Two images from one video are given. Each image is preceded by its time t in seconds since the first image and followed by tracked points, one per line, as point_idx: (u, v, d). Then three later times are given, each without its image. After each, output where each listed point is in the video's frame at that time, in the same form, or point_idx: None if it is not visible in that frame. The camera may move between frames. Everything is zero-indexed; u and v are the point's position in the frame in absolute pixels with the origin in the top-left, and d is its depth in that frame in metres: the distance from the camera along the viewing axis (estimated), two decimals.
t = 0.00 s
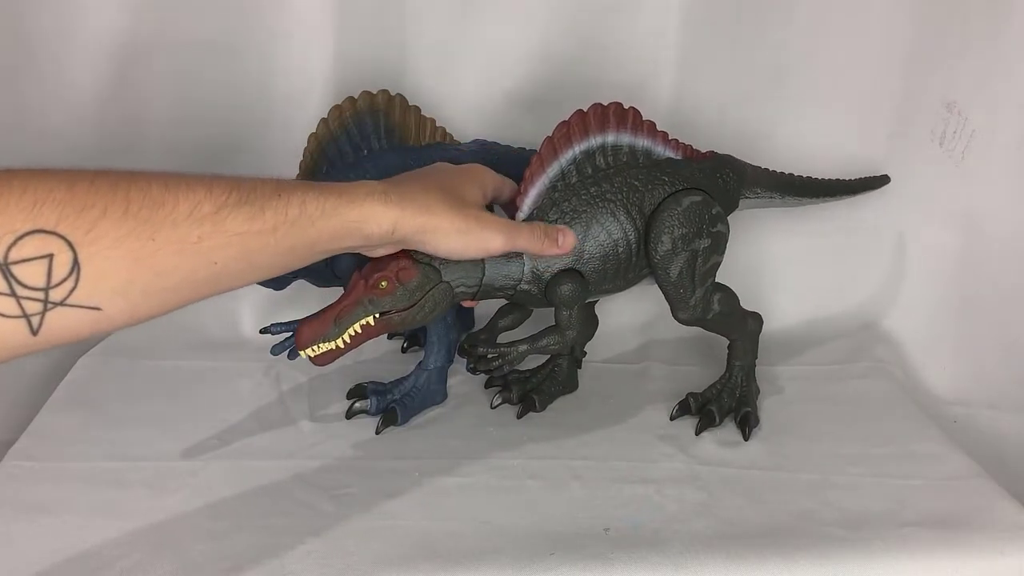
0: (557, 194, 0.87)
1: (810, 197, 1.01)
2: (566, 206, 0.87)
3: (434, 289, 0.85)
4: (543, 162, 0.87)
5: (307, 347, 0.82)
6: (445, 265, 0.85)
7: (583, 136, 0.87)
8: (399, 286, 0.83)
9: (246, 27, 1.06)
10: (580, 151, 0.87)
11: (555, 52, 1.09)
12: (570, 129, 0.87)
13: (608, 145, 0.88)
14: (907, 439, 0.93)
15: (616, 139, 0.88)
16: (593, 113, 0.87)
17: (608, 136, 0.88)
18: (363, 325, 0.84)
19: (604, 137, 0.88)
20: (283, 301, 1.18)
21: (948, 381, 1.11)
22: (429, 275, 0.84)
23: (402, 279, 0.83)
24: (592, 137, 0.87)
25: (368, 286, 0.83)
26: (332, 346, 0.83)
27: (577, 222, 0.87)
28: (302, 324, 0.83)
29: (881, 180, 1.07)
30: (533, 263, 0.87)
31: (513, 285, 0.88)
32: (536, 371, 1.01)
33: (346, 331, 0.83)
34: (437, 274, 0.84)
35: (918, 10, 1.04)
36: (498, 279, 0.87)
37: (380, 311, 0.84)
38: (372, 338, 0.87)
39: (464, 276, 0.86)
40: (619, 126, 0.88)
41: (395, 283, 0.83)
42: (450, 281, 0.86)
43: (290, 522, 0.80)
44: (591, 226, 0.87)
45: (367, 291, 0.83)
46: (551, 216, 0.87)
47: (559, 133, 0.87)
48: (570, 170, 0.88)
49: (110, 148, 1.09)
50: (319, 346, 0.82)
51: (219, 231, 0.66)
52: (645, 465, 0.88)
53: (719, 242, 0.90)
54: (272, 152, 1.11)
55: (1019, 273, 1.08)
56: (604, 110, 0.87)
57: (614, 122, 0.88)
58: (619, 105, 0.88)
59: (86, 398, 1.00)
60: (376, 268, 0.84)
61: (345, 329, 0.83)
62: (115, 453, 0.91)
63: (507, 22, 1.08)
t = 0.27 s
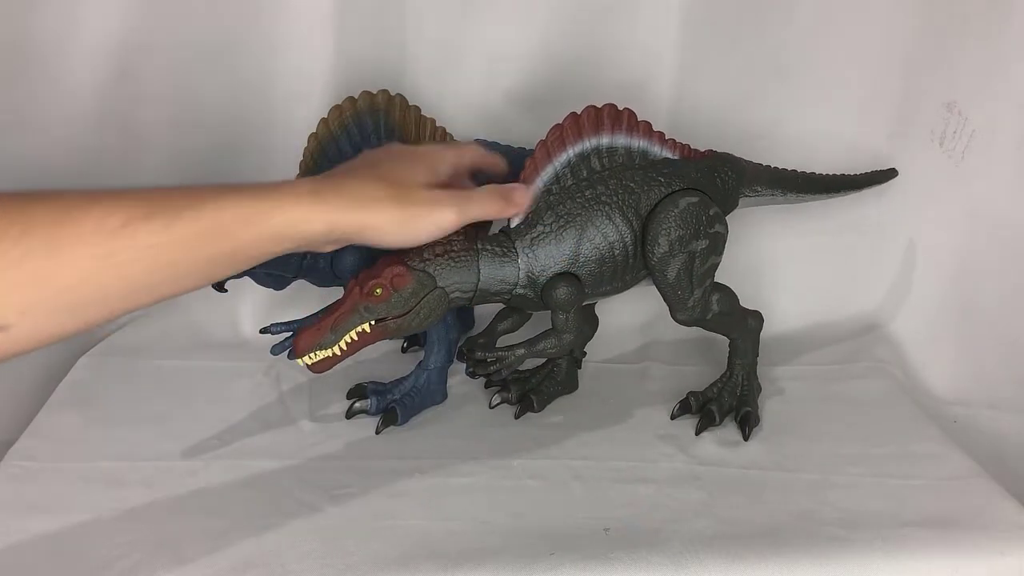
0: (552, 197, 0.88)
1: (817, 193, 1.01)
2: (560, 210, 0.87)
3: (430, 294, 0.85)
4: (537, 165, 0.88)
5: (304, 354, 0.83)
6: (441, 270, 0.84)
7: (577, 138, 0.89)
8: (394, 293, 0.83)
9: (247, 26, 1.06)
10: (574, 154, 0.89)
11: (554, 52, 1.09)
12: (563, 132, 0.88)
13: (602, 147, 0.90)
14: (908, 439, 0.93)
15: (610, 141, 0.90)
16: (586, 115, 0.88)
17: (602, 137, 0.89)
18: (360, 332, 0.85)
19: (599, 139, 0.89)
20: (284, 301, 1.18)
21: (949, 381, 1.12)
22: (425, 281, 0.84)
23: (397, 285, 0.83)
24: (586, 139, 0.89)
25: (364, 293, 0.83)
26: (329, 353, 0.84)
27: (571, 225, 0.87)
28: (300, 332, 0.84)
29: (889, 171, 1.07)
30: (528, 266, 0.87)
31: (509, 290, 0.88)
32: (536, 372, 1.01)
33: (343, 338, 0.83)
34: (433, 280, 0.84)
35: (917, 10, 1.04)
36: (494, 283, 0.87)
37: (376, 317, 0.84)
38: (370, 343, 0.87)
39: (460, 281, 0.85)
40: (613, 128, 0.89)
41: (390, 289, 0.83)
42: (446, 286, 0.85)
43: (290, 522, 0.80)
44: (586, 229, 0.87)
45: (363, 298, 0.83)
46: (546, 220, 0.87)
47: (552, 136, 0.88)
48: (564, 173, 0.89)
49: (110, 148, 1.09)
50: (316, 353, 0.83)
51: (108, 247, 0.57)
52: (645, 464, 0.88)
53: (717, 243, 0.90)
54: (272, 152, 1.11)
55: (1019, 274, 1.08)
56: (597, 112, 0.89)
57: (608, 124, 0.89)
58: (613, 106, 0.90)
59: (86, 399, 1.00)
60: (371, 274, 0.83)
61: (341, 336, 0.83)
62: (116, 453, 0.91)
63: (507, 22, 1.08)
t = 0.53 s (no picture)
0: (552, 198, 0.89)
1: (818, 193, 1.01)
2: (560, 210, 0.88)
3: (430, 295, 0.82)
4: (536, 166, 0.89)
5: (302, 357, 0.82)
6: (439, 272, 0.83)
7: (576, 139, 0.89)
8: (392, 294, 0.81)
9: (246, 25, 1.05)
10: (573, 155, 0.90)
11: (554, 52, 1.09)
12: (562, 133, 0.89)
13: (602, 148, 0.90)
14: (908, 439, 0.93)
15: (609, 142, 0.90)
16: (585, 116, 0.89)
17: (602, 138, 0.90)
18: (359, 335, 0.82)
19: (598, 139, 0.90)
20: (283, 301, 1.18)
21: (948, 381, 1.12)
22: (424, 282, 0.81)
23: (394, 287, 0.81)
24: (585, 140, 0.90)
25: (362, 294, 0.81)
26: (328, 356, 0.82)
27: (571, 225, 0.87)
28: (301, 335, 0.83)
29: (888, 172, 1.07)
30: (527, 267, 0.87)
31: (509, 291, 0.88)
32: (535, 372, 1.02)
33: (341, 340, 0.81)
34: (432, 281, 0.82)
35: (917, 10, 1.04)
36: (493, 284, 0.87)
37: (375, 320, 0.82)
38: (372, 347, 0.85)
39: (459, 282, 0.84)
40: (612, 128, 0.90)
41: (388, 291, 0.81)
42: (445, 287, 0.84)
43: (290, 522, 0.80)
44: (585, 229, 0.87)
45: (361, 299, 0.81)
46: (545, 220, 0.88)
47: (551, 137, 0.89)
48: (563, 174, 0.90)
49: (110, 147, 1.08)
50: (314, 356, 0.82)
51: (79, 394, 0.63)
52: (645, 465, 0.88)
53: (717, 244, 0.90)
54: (273, 152, 1.12)
55: (1018, 273, 1.07)
56: (596, 113, 0.90)
57: (607, 124, 0.90)
58: (613, 107, 0.91)
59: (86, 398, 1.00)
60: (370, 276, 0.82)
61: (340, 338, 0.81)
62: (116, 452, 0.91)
63: (507, 22, 1.08)
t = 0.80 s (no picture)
0: (552, 198, 0.89)
1: (816, 193, 1.01)
2: (560, 210, 0.88)
3: (429, 296, 0.85)
4: (536, 166, 0.90)
5: (304, 355, 0.83)
6: (439, 272, 0.85)
7: (576, 138, 0.90)
8: (393, 295, 0.83)
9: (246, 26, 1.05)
10: (573, 155, 0.90)
11: (554, 52, 1.09)
12: (562, 132, 0.90)
13: (602, 148, 0.91)
14: (908, 439, 0.93)
15: (609, 142, 0.91)
16: (585, 116, 0.90)
17: (602, 138, 0.90)
18: (359, 334, 0.84)
19: (598, 139, 0.90)
20: (284, 300, 1.18)
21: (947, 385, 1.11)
22: (424, 283, 0.84)
23: (395, 288, 0.83)
24: (585, 140, 0.90)
25: (363, 294, 0.83)
26: (329, 355, 0.83)
27: (571, 225, 0.87)
28: (302, 334, 0.84)
29: (888, 172, 1.07)
30: (527, 266, 0.87)
31: (509, 291, 0.88)
32: (535, 372, 1.02)
33: (342, 340, 0.83)
34: (431, 282, 0.84)
35: (919, 12, 1.04)
36: (493, 284, 0.87)
37: (375, 319, 0.83)
38: (371, 346, 0.86)
39: (458, 282, 0.85)
40: (612, 128, 0.91)
41: (389, 291, 0.83)
42: (445, 287, 0.85)
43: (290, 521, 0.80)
44: (585, 229, 0.87)
45: (362, 299, 0.83)
46: (545, 221, 0.88)
47: (551, 137, 0.90)
48: (563, 174, 0.90)
49: (111, 148, 1.08)
50: (316, 355, 0.83)
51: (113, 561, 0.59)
52: (645, 465, 0.88)
53: (717, 244, 0.90)
54: (273, 152, 1.12)
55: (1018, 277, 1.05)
56: (596, 113, 0.90)
57: (607, 124, 0.90)
58: (613, 107, 0.91)
59: (86, 398, 1.00)
60: (371, 277, 0.84)
61: (341, 338, 0.83)
62: (116, 453, 0.91)
63: (507, 22, 1.08)
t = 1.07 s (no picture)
0: (552, 198, 0.89)
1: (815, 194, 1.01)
2: (560, 210, 0.88)
3: (429, 296, 0.85)
4: (535, 167, 0.90)
5: (304, 355, 0.84)
6: (438, 272, 0.85)
7: (576, 139, 0.90)
8: (393, 295, 0.83)
9: (246, 27, 1.05)
10: (573, 155, 0.90)
11: (554, 53, 1.09)
12: (562, 132, 0.90)
13: (601, 148, 0.91)
14: (908, 439, 0.93)
15: (609, 141, 0.91)
16: (585, 116, 0.90)
17: (602, 138, 0.91)
18: (359, 334, 0.84)
19: (598, 139, 0.90)
20: (284, 301, 1.18)
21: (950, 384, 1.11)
22: (423, 283, 0.84)
23: (395, 288, 0.83)
24: (585, 140, 0.90)
25: (363, 294, 0.83)
26: (329, 355, 0.84)
27: (571, 225, 0.87)
28: (302, 334, 0.85)
29: (888, 172, 1.07)
30: (528, 266, 0.87)
31: (509, 291, 0.88)
32: (535, 372, 1.02)
33: (342, 339, 0.83)
34: (431, 282, 0.84)
35: (917, 11, 1.03)
36: (493, 284, 0.87)
37: (375, 320, 0.83)
38: (371, 346, 0.87)
39: (459, 282, 0.85)
40: (612, 129, 0.91)
41: (389, 291, 0.83)
42: (445, 287, 0.85)
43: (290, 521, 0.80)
44: (585, 229, 0.87)
45: (362, 299, 0.83)
46: (545, 221, 0.88)
47: (551, 137, 0.90)
48: (563, 174, 0.91)
49: (111, 148, 1.08)
50: (316, 355, 0.84)
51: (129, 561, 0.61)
52: (645, 465, 0.88)
53: (717, 243, 0.90)
54: (273, 153, 1.12)
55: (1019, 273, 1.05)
56: (596, 113, 0.90)
57: (607, 124, 0.90)
58: (613, 107, 0.91)
59: (86, 399, 1.00)
60: (370, 277, 0.84)
61: (341, 338, 0.83)
62: (116, 453, 0.91)
63: (507, 22, 1.08)
